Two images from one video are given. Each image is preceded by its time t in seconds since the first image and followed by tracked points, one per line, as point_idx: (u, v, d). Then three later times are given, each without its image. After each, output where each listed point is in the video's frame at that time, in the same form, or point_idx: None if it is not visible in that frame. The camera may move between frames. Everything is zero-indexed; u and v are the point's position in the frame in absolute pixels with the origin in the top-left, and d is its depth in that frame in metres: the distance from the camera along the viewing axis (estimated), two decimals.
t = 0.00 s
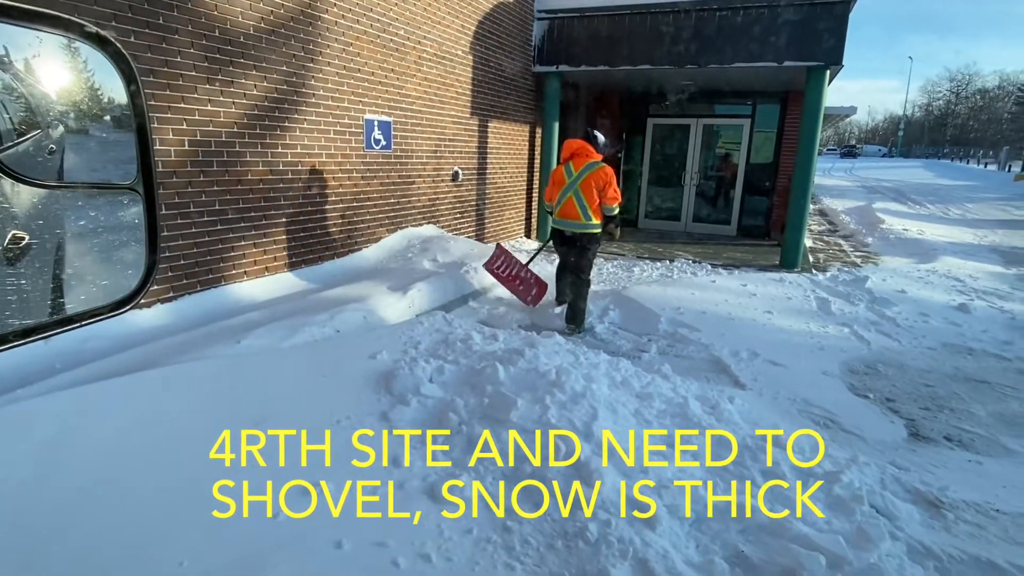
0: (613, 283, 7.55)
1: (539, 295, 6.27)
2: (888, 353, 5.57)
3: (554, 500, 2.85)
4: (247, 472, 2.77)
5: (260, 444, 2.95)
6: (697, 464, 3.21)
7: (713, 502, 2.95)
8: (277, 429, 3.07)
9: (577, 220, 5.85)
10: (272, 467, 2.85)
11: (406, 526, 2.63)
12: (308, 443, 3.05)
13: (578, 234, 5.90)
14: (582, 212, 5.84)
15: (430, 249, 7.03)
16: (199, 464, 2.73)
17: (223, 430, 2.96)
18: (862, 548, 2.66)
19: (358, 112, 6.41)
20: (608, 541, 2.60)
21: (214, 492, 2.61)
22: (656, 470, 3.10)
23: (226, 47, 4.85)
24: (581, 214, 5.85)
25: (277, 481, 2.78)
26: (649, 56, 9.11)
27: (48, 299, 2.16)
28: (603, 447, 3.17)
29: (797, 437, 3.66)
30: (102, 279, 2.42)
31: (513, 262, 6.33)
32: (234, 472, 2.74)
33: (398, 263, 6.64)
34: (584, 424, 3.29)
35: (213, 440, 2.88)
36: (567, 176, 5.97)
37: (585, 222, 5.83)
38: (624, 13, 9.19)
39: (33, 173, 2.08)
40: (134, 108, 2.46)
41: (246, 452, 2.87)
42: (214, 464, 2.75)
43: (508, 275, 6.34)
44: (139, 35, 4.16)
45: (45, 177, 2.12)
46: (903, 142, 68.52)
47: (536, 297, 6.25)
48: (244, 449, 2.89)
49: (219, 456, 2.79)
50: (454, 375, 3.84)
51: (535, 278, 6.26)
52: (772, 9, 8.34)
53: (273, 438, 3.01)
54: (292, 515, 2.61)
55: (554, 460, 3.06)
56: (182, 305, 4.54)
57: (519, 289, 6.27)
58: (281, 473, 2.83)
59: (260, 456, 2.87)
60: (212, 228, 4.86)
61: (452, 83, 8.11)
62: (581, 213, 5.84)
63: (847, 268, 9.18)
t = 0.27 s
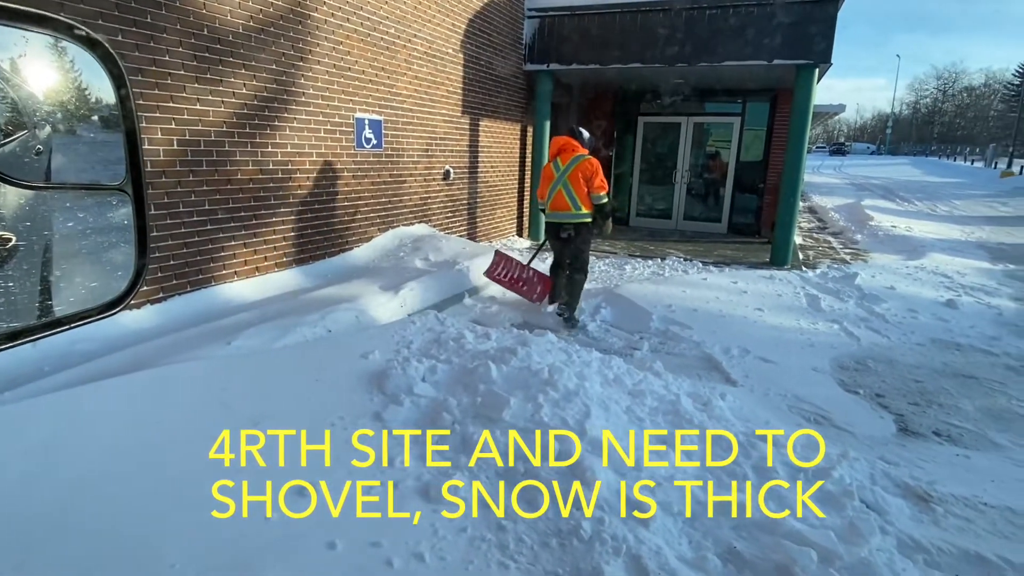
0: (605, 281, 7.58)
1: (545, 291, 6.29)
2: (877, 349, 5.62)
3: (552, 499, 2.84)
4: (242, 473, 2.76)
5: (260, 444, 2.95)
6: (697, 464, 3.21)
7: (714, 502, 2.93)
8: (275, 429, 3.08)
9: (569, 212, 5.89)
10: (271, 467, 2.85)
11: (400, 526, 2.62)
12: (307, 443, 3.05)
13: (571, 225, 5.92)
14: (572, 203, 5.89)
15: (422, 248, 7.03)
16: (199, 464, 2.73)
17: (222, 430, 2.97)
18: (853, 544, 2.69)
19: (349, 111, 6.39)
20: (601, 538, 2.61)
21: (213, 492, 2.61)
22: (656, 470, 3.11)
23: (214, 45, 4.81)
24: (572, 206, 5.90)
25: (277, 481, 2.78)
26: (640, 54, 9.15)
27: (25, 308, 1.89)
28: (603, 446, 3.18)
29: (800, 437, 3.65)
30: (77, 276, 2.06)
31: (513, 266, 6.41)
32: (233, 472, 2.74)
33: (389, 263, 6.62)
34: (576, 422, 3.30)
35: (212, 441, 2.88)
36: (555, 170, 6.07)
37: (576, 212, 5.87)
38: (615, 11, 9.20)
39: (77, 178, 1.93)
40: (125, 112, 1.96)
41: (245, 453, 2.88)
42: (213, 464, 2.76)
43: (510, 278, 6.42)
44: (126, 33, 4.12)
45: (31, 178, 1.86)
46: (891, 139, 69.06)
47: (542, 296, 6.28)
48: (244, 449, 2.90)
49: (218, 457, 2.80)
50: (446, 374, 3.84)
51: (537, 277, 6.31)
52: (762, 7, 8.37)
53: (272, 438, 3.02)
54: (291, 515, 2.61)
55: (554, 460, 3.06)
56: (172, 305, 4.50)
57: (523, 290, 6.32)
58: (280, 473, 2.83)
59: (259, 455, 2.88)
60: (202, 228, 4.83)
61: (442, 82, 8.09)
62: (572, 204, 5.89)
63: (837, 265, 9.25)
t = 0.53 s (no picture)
0: (596, 278, 7.60)
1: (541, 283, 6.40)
2: (866, 345, 5.67)
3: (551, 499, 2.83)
4: (237, 473, 2.76)
5: (259, 444, 2.96)
6: (698, 464, 3.21)
7: (714, 502, 2.92)
8: (275, 429, 3.09)
9: (563, 208, 6.06)
10: (271, 467, 2.86)
11: (393, 526, 2.63)
12: (307, 443, 3.06)
13: (566, 220, 6.10)
14: (567, 199, 6.03)
15: (413, 247, 7.02)
16: (198, 464, 2.74)
17: (222, 430, 2.98)
18: (844, 537, 2.71)
19: (338, 109, 6.36)
20: (595, 535, 2.63)
21: (212, 492, 2.62)
22: (657, 470, 3.11)
23: (203, 44, 4.78)
24: (566, 201, 6.05)
25: (276, 481, 2.79)
26: (630, 52, 9.15)
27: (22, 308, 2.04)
28: (603, 446, 3.19)
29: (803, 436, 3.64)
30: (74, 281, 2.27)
31: (511, 258, 6.50)
32: (233, 472, 2.75)
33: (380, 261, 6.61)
34: (569, 420, 3.31)
35: (211, 441, 2.89)
36: (550, 166, 6.16)
37: (571, 208, 6.03)
38: (604, 9, 9.19)
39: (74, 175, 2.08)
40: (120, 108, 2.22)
41: (245, 453, 2.89)
42: (212, 464, 2.77)
43: (506, 270, 6.54)
44: (113, 32, 4.08)
45: (25, 178, 1.94)
46: (878, 136, 69.61)
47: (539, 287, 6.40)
48: (243, 449, 2.91)
49: (218, 457, 2.81)
50: (439, 373, 3.84)
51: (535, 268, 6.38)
52: (750, 6, 8.41)
53: (272, 438, 3.03)
54: (291, 515, 2.61)
55: (555, 460, 3.04)
56: (162, 306, 4.47)
57: (519, 282, 6.45)
58: (280, 473, 2.84)
59: (259, 455, 2.89)
60: (191, 228, 4.80)
61: (432, 80, 8.07)
62: (566, 200, 6.04)
63: (826, 261, 9.32)
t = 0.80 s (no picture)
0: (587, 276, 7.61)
1: (532, 286, 6.37)
2: (854, 340, 5.72)
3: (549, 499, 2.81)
4: (231, 473, 2.75)
5: (259, 444, 2.96)
6: (698, 464, 3.18)
7: (714, 502, 2.90)
8: (273, 429, 3.09)
9: (569, 209, 6.05)
10: (271, 467, 2.86)
11: (387, 525, 2.62)
12: (307, 443, 3.06)
13: (571, 221, 6.10)
14: (574, 200, 6.04)
15: (404, 245, 6.99)
16: (198, 465, 2.74)
17: (220, 430, 2.98)
18: (834, 531, 2.74)
19: (327, 107, 6.32)
20: (588, 532, 2.63)
21: (211, 492, 2.62)
22: (658, 470, 3.09)
23: (189, 41, 4.73)
24: (573, 203, 6.05)
25: (276, 481, 2.79)
26: (619, 49, 9.15)
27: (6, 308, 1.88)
28: (603, 446, 3.17)
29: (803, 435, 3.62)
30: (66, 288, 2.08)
31: (503, 257, 6.44)
32: (232, 472, 2.75)
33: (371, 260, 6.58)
34: (561, 417, 3.31)
35: (210, 441, 2.89)
36: (556, 166, 6.14)
37: (577, 209, 6.04)
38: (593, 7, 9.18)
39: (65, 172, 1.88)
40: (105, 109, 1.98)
41: (244, 453, 2.88)
42: (211, 464, 2.77)
43: (498, 268, 6.46)
44: (98, 29, 4.04)
45: (4, 175, 1.77)
46: (865, 133, 70.18)
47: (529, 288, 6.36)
48: (242, 449, 2.91)
49: (217, 457, 2.81)
50: (430, 372, 3.82)
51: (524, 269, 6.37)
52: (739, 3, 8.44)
53: (271, 438, 3.03)
54: (291, 515, 2.61)
55: (555, 460, 3.01)
56: (150, 307, 4.43)
57: (509, 282, 6.39)
58: (279, 473, 2.84)
59: (259, 455, 2.89)
60: (179, 227, 4.76)
61: (422, 77, 8.04)
62: (573, 201, 6.04)
63: (815, 257, 9.39)
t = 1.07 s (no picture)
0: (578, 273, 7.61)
1: (528, 285, 6.39)
2: (843, 336, 5.77)
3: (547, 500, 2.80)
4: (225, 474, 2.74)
5: (259, 444, 2.96)
6: (698, 464, 3.17)
7: (715, 502, 2.89)
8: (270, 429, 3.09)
9: (571, 210, 6.05)
10: (270, 466, 2.86)
11: (378, 526, 2.61)
12: (307, 443, 3.06)
13: (572, 221, 6.09)
14: (574, 201, 6.04)
15: (394, 244, 6.97)
16: (197, 464, 2.75)
17: (219, 430, 2.98)
18: (824, 525, 2.76)
19: (316, 105, 6.28)
20: (580, 529, 2.64)
21: (211, 492, 2.62)
22: (657, 470, 3.09)
23: (176, 38, 4.68)
24: (576, 204, 6.05)
25: (276, 481, 2.79)
26: (609, 47, 9.18)
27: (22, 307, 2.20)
28: (603, 446, 3.19)
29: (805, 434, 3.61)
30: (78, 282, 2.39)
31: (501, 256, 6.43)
32: (232, 472, 2.75)
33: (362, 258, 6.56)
34: (553, 415, 3.32)
35: (210, 441, 2.90)
36: (557, 165, 6.13)
37: (578, 210, 6.03)
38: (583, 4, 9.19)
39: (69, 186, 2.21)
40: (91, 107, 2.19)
41: (243, 453, 2.89)
42: (211, 465, 2.78)
43: (496, 266, 6.47)
44: (82, 26, 3.99)
45: None
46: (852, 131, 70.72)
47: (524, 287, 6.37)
48: (241, 449, 2.91)
49: (216, 457, 2.82)
50: (422, 370, 3.81)
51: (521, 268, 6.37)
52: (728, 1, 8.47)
53: (271, 437, 3.03)
54: (291, 516, 2.61)
55: (555, 460, 3.00)
56: (138, 307, 4.39)
57: (507, 280, 6.40)
58: (279, 473, 2.84)
59: (259, 455, 2.89)
60: (167, 227, 4.71)
61: (412, 75, 8.01)
62: (574, 202, 6.04)
63: (803, 254, 9.46)
